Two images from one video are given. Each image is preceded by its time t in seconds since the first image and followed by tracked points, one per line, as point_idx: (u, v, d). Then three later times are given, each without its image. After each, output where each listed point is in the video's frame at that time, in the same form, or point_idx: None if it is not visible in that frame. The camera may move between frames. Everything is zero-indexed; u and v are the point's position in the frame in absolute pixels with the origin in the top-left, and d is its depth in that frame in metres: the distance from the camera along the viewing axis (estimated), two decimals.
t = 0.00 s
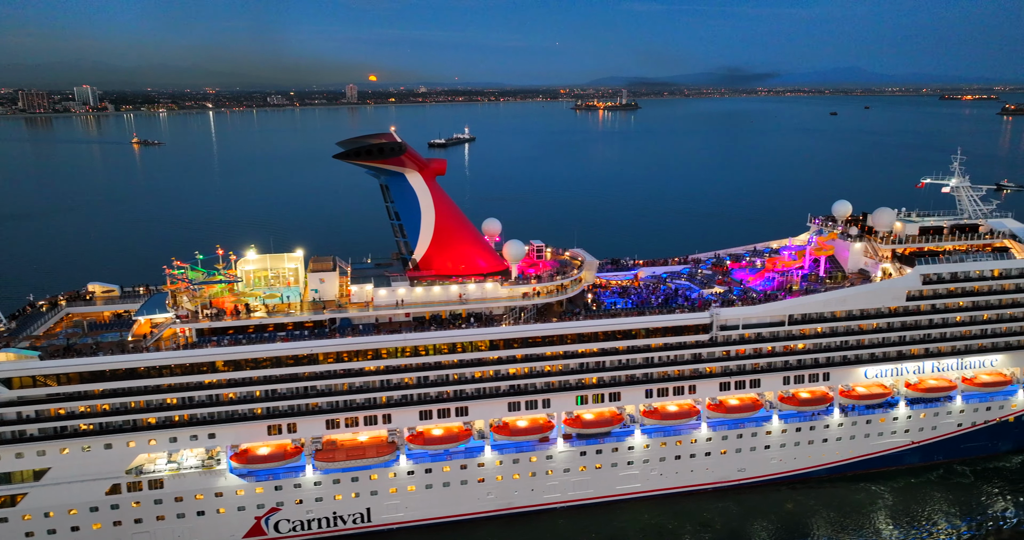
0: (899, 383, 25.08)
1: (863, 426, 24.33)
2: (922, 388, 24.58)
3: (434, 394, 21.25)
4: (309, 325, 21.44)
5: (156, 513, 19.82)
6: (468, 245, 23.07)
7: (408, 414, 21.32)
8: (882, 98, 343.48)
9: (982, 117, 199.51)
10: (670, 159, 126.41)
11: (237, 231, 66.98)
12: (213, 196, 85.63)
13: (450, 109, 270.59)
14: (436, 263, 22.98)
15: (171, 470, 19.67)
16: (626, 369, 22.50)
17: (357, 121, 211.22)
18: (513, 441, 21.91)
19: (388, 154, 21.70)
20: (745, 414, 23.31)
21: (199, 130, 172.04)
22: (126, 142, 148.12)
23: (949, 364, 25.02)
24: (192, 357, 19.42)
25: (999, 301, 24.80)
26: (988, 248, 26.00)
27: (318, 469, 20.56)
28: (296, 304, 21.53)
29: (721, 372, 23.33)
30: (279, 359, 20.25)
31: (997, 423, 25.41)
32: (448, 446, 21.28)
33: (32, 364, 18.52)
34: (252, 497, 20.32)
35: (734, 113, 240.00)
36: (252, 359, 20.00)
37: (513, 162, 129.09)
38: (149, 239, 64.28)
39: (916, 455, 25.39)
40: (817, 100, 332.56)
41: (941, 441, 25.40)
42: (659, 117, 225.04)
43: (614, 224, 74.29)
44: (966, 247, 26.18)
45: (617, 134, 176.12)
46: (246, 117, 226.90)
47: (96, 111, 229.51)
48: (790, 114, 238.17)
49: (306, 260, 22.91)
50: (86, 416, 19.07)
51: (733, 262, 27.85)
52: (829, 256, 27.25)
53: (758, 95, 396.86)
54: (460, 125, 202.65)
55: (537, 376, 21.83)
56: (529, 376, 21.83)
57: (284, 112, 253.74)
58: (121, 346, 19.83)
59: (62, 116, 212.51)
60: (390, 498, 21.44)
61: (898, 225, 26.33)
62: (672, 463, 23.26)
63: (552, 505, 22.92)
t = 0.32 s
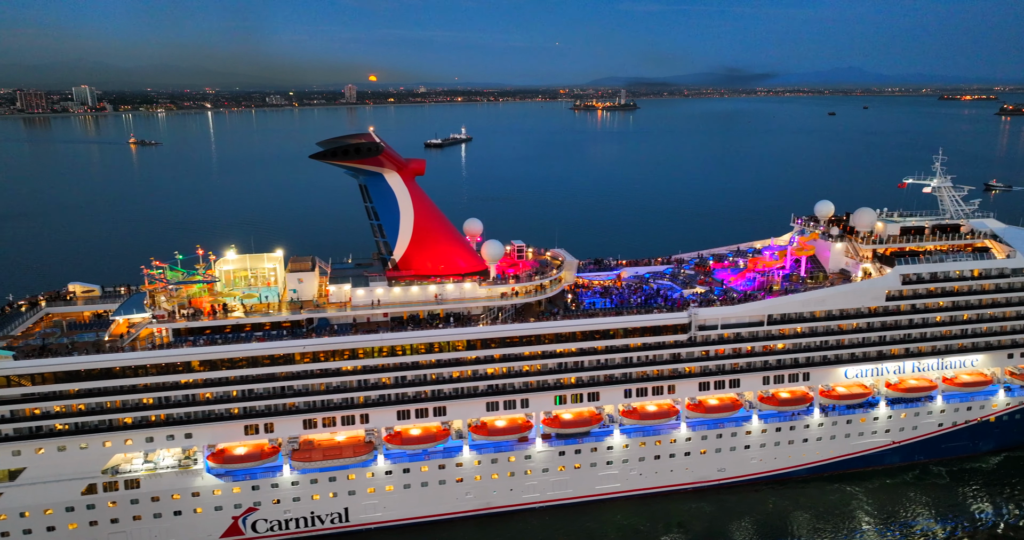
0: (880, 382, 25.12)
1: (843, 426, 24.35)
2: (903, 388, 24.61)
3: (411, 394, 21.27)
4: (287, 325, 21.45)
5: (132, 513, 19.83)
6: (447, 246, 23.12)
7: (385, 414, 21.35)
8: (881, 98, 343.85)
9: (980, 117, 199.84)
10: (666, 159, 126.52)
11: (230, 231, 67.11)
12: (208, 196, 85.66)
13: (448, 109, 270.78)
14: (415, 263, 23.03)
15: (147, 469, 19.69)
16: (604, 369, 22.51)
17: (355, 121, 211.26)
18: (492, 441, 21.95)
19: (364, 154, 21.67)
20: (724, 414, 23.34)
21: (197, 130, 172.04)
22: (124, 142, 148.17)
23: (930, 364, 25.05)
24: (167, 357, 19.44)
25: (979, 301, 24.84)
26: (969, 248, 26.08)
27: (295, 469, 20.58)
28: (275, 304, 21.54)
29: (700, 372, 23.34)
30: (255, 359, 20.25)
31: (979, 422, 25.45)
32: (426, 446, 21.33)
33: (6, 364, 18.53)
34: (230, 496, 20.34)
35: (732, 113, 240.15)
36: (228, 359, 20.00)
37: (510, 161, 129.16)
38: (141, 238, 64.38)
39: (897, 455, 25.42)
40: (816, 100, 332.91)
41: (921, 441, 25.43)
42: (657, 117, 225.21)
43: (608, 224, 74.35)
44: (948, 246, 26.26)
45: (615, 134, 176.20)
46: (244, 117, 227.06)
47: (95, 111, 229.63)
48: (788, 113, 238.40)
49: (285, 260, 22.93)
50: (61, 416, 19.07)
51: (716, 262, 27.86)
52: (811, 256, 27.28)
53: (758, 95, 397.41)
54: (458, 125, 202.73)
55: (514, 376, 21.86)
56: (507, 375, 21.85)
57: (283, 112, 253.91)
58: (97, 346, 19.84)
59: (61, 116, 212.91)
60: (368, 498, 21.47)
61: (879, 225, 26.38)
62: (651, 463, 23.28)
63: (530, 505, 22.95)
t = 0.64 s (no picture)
0: (860, 383, 25.12)
1: (824, 426, 24.37)
2: (883, 388, 24.61)
3: (389, 394, 21.31)
4: (264, 325, 21.49)
5: (109, 513, 19.83)
6: (427, 245, 23.17)
7: (363, 414, 21.38)
8: (880, 98, 344.37)
9: (978, 117, 200.53)
10: (662, 159, 126.74)
11: (223, 231, 67.28)
12: (203, 197, 85.74)
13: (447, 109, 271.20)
14: (394, 263, 23.05)
15: (123, 469, 19.70)
16: (583, 369, 22.54)
17: (353, 121, 211.47)
18: (470, 441, 21.97)
19: (342, 154, 21.65)
20: (703, 414, 23.35)
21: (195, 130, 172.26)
22: (121, 142, 148.32)
23: (910, 364, 25.07)
24: (143, 357, 19.46)
25: (959, 301, 24.86)
26: (950, 248, 26.14)
27: (272, 469, 20.60)
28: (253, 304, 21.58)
29: (679, 372, 23.34)
30: (232, 358, 20.28)
31: (959, 422, 25.49)
32: (404, 446, 21.34)
33: None
34: (207, 496, 20.36)
35: (731, 113, 240.48)
36: (204, 359, 20.03)
37: (507, 162, 129.32)
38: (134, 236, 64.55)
39: (878, 455, 25.44)
40: (815, 101, 333.55)
41: (902, 441, 25.44)
42: (655, 117, 225.52)
43: (603, 224, 74.51)
44: (929, 247, 26.30)
45: (612, 134, 176.45)
46: (242, 117, 227.34)
47: (93, 111, 229.91)
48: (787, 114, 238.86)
49: (265, 260, 22.95)
50: (36, 416, 19.10)
51: (699, 262, 27.90)
52: (793, 256, 27.29)
53: (757, 94, 398.40)
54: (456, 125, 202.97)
55: (493, 376, 21.87)
56: (485, 375, 21.87)
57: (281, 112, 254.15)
58: (73, 346, 19.85)
59: (59, 116, 213.30)
60: (346, 498, 21.50)
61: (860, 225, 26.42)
62: (630, 463, 23.28)
63: (509, 505, 22.95)
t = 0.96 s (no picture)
0: (841, 383, 25.12)
1: (804, 426, 24.39)
2: (864, 388, 24.64)
3: (367, 394, 21.32)
4: (242, 325, 21.50)
5: (86, 513, 19.83)
6: (406, 245, 23.20)
7: (341, 414, 21.39)
8: (879, 98, 345.47)
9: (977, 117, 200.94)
10: (657, 159, 126.99)
11: (216, 231, 67.41)
12: (198, 197, 85.77)
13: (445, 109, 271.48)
14: (374, 263, 23.07)
15: (100, 470, 19.72)
16: (562, 369, 22.56)
17: (351, 121, 211.53)
18: (449, 441, 21.98)
19: (319, 154, 21.63)
20: (683, 414, 23.35)
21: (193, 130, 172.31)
22: (119, 142, 148.32)
23: (891, 364, 25.10)
24: (118, 357, 19.48)
25: (940, 301, 24.91)
26: (932, 248, 26.21)
27: (250, 469, 20.61)
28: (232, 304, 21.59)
29: (659, 372, 23.36)
30: (208, 358, 20.30)
31: (940, 422, 25.52)
32: (382, 446, 21.35)
33: None
34: (184, 496, 20.37)
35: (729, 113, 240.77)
36: (180, 359, 20.05)
37: (504, 162, 129.42)
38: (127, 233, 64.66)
39: (860, 455, 25.45)
40: (813, 101, 334.33)
41: (884, 441, 25.45)
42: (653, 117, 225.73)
43: (598, 224, 74.60)
44: (911, 247, 26.36)
45: (610, 134, 176.62)
46: (241, 117, 227.48)
47: (92, 111, 229.94)
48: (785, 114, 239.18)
49: (245, 259, 22.97)
50: (12, 416, 19.13)
51: (681, 262, 27.93)
52: (774, 256, 27.31)
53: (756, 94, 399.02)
54: (454, 125, 203.07)
55: (471, 376, 21.89)
56: (463, 375, 21.89)
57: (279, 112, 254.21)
58: (49, 346, 19.86)
59: (57, 116, 213.52)
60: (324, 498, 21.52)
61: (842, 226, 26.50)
62: (610, 463, 23.30)
63: (489, 505, 22.98)
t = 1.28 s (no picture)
0: (822, 383, 25.13)
1: (785, 426, 24.41)
2: (845, 388, 24.65)
3: (345, 394, 21.35)
4: (220, 325, 21.51)
5: (62, 513, 19.85)
6: (386, 245, 23.27)
7: (319, 413, 21.42)
8: (877, 98, 346.28)
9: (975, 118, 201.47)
10: (652, 159, 127.29)
11: (210, 231, 67.57)
12: (193, 198, 85.86)
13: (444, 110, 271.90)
14: (354, 263, 23.13)
15: (76, 469, 19.74)
16: (541, 369, 22.57)
17: (349, 121, 211.72)
18: (428, 441, 22.00)
19: (297, 154, 21.63)
20: (663, 414, 23.36)
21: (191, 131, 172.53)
22: (116, 142, 148.44)
23: (872, 364, 25.11)
24: (94, 357, 19.49)
25: (920, 301, 24.95)
26: (914, 248, 26.26)
27: (227, 468, 20.62)
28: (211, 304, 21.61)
29: (638, 372, 23.38)
30: (185, 358, 20.31)
31: (922, 423, 25.54)
32: (360, 446, 21.36)
33: None
34: (162, 496, 20.39)
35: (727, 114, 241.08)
36: (157, 359, 20.06)
37: (500, 162, 129.56)
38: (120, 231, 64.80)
39: (841, 455, 25.46)
40: (811, 101, 335.28)
41: (865, 441, 25.46)
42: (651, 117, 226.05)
43: (592, 225, 74.73)
44: (893, 247, 26.40)
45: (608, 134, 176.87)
46: (239, 117, 227.75)
47: (90, 111, 230.22)
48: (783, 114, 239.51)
49: (225, 259, 23.01)
50: None
51: (665, 262, 27.96)
52: (756, 256, 27.31)
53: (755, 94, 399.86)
54: (452, 126, 203.36)
55: (449, 376, 21.91)
56: (442, 375, 21.91)
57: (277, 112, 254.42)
58: (26, 346, 19.89)
59: (56, 116, 213.90)
60: (302, 498, 21.54)
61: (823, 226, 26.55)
62: (590, 463, 23.32)
63: (468, 505, 23.00)
